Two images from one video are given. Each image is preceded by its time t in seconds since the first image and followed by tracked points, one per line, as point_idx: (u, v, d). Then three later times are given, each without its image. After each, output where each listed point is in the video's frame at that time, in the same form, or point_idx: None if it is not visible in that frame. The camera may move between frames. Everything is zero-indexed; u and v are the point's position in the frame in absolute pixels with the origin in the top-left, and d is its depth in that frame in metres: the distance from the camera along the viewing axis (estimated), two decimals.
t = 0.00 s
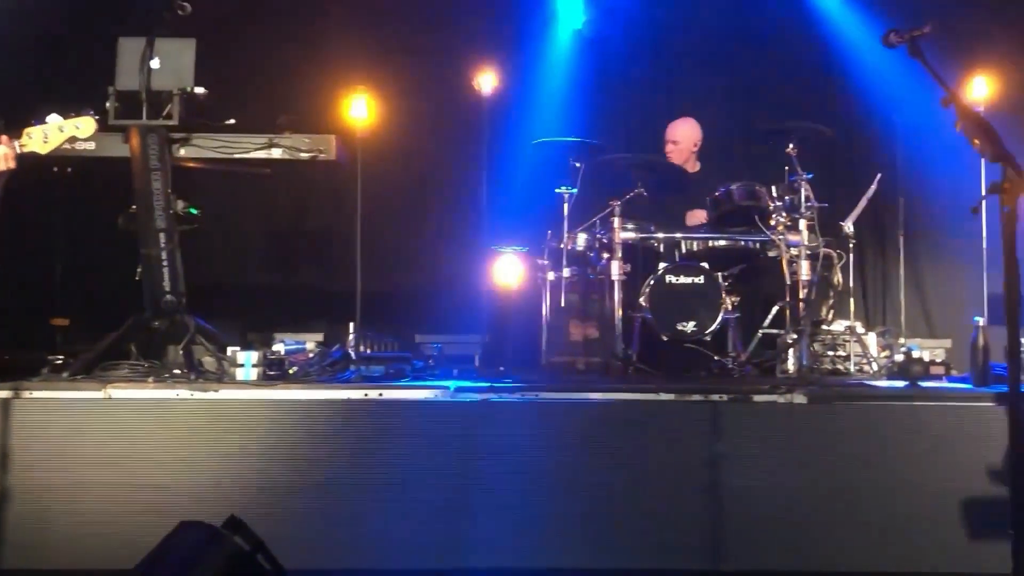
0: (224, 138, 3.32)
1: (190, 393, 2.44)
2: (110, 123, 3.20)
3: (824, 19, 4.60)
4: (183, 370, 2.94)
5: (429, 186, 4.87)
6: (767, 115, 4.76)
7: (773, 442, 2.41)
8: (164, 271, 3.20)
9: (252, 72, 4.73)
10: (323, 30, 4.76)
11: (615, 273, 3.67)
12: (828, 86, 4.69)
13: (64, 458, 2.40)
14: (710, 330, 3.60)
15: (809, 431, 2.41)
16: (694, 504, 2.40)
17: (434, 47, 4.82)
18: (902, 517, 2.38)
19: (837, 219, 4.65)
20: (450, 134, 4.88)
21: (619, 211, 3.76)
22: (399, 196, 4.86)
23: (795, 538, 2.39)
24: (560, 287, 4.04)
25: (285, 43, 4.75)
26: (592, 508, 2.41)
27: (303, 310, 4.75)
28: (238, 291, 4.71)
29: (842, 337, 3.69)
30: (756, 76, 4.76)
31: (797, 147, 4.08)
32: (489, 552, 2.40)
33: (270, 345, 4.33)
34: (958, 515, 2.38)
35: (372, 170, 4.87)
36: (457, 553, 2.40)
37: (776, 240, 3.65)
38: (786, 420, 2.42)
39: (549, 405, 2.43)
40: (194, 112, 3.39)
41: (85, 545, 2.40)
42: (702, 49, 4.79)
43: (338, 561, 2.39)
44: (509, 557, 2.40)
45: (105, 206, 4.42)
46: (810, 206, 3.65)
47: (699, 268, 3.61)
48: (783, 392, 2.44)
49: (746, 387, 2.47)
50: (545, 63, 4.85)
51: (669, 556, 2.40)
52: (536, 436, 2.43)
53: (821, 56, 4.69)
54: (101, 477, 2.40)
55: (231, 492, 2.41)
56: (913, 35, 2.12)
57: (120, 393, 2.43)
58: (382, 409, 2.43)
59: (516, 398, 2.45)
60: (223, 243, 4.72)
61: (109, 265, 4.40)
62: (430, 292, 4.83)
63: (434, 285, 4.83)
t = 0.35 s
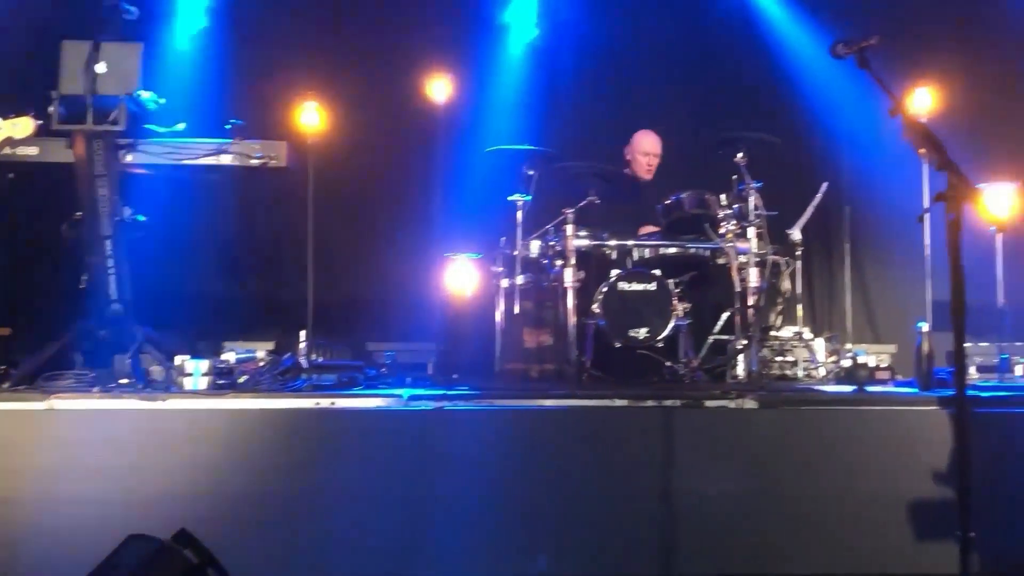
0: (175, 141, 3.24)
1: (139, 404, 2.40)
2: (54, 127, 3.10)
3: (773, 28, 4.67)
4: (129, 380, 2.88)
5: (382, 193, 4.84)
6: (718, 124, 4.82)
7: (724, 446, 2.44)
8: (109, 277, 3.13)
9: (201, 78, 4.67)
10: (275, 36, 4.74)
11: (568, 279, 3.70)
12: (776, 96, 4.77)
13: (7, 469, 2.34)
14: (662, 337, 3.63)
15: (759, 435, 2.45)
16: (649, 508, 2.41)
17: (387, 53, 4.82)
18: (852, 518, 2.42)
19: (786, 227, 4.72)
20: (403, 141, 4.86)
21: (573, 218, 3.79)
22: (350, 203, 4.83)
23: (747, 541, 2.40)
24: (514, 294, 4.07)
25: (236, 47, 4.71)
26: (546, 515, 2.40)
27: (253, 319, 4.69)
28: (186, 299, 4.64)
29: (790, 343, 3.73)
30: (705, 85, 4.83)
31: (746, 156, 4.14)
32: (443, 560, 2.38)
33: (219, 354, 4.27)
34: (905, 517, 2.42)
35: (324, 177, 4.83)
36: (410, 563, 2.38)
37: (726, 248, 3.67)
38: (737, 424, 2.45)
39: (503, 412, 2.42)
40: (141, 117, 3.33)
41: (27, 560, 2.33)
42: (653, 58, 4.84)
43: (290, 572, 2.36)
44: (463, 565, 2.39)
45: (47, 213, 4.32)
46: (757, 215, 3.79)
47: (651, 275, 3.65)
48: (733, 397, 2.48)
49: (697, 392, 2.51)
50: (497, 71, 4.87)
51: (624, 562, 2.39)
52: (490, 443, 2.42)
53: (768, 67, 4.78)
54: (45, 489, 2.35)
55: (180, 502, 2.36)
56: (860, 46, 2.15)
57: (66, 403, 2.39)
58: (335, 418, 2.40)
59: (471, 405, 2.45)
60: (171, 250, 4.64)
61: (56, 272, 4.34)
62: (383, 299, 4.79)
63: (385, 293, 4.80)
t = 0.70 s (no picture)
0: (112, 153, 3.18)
1: (74, 419, 2.33)
2: None
3: (715, 43, 4.82)
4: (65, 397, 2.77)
5: (327, 204, 4.79)
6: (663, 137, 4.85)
7: (671, 457, 2.45)
8: (44, 289, 3.00)
9: (142, 85, 4.59)
10: (219, 44, 4.69)
11: (517, 291, 3.70)
12: (720, 110, 4.83)
13: None
14: (609, 348, 3.65)
15: (703, 446, 2.45)
16: (594, 519, 2.41)
17: (333, 63, 4.79)
18: (794, 527, 2.45)
19: (729, 240, 4.78)
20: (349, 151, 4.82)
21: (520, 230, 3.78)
22: (295, 215, 4.77)
23: (692, 551, 2.41)
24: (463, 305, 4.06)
25: (179, 56, 4.64)
26: (492, 529, 2.39)
27: (195, 332, 4.60)
28: (125, 311, 4.54)
29: (734, 354, 3.76)
30: (650, 99, 4.86)
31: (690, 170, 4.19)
32: None
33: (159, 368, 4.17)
34: (847, 526, 2.45)
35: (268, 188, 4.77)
36: None
37: (671, 260, 3.71)
38: (682, 435, 2.45)
39: (449, 426, 2.40)
40: (78, 125, 3.25)
41: None
42: (599, 72, 4.88)
43: None
44: None
45: None
46: (703, 227, 3.80)
47: (598, 286, 3.66)
48: (678, 409, 2.50)
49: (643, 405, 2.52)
50: (444, 83, 4.86)
51: None
52: (437, 457, 2.40)
53: (712, 82, 4.84)
54: None
55: (116, 518, 2.30)
56: (800, 62, 2.17)
57: None
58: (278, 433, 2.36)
59: (415, 420, 2.44)
60: (110, 261, 4.54)
61: None
62: (329, 311, 4.74)
63: (330, 305, 4.74)
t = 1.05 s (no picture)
0: (61, 155, 3.12)
1: (18, 426, 2.27)
2: None
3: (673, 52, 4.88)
4: (9, 403, 2.71)
5: (282, 210, 4.76)
6: (620, 146, 4.89)
7: (624, 465, 2.46)
8: None
9: (93, 87, 4.53)
10: (174, 46, 4.64)
11: (474, 298, 3.67)
12: (677, 119, 4.88)
13: None
14: (565, 356, 3.65)
15: (656, 452, 2.47)
16: (547, 525, 2.42)
17: (291, 68, 4.77)
18: (745, 533, 2.47)
19: (683, 249, 4.83)
20: (305, 156, 4.79)
21: (477, 237, 3.76)
22: (249, 219, 4.72)
23: (642, 557, 2.43)
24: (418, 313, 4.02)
25: (132, 58, 4.59)
26: (445, 536, 2.39)
27: (146, 337, 4.53)
28: (74, 316, 4.47)
29: (688, 362, 3.81)
30: (607, 106, 4.89)
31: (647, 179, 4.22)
32: None
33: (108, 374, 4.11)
34: (796, 532, 2.48)
35: (222, 192, 4.71)
36: None
37: (625, 268, 3.75)
38: (635, 443, 2.47)
39: (404, 433, 2.39)
40: (25, 125, 3.19)
41: None
42: (557, 79, 4.89)
43: None
44: None
45: None
46: (657, 236, 3.83)
47: (554, 294, 3.67)
48: (632, 415, 2.50)
49: (598, 412, 2.52)
50: (400, 90, 4.85)
51: None
52: (391, 464, 2.39)
53: (669, 91, 4.89)
54: None
55: (66, 527, 2.27)
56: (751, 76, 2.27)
57: None
58: (231, 441, 2.33)
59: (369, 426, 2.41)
60: (59, 265, 4.48)
61: None
62: (282, 316, 4.69)
63: (285, 311, 4.70)
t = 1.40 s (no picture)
0: None
1: None
2: None
3: (616, 57, 4.94)
4: None
5: (223, 205, 4.68)
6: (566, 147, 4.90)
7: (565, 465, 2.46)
8: None
9: (27, 74, 4.41)
10: (116, 36, 4.54)
11: (417, 297, 3.67)
12: (622, 123, 4.92)
13: None
14: (509, 356, 3.66)
15: (596, 452, 2.48)
16: (487, 526, 2.40)
17: (237, 62, 4.71)
18: (685, 532, 2.48)
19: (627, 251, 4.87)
20: (247, 151, 4.73)
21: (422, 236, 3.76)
22: (188, 214, 4.63)
23: (583, 555, 2.43)
24: (360, 311, 4.00)
25: (68, 46, 4.47)
26: (385, 537, 2.35)
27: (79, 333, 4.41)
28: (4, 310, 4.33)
29: (631, 362, 3.82)
30: (555, 108, 4.91)
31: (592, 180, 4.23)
32: None
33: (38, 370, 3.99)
34: (734, 532, 2.50)
35: (161, 185, 4.61)
36: None
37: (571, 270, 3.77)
38: (576, 443, 2.48)
39: (344, 432, 2.37)
40: None
41: None
42: (506, 79, 4.90)
43: None
44: None
45: None
46: (601, 237, 3.89)
47: (498, 294, 3.67)
48: (573, 416, 2.52)
49: (540, 412, 2.53)
50: (345, 86, 4.82)
51: None
52: (330, 463, 2.35)
53: (614, 94, 4.93)
54: None
55: None
56: (693, 77, 2.23)
57: None
58: (165, 439, 2.29)
59: (310, 425, 2.39)
60: None
61: None
62: (222, 314, 4.62)
63: (224, 308, 4.62)
